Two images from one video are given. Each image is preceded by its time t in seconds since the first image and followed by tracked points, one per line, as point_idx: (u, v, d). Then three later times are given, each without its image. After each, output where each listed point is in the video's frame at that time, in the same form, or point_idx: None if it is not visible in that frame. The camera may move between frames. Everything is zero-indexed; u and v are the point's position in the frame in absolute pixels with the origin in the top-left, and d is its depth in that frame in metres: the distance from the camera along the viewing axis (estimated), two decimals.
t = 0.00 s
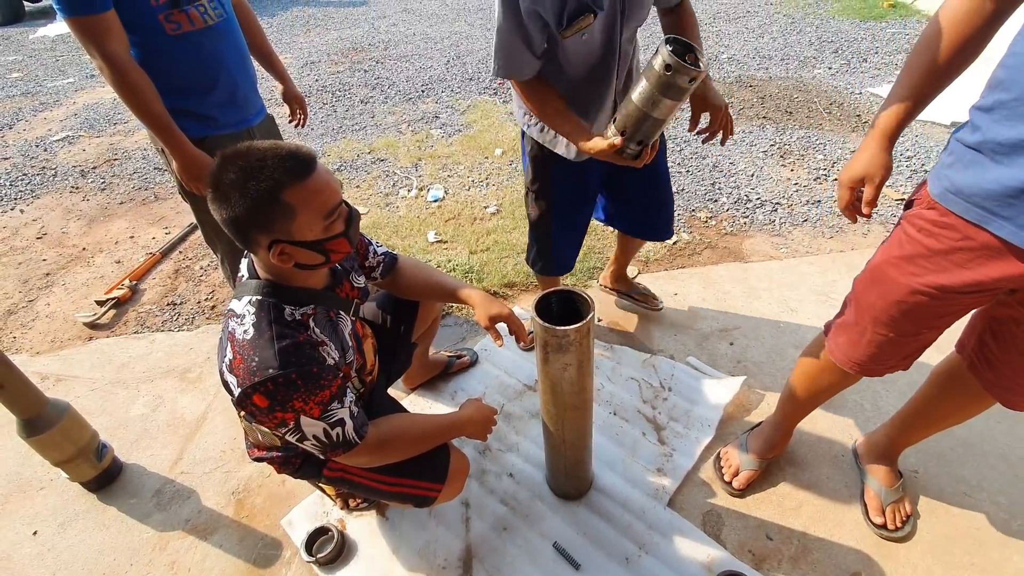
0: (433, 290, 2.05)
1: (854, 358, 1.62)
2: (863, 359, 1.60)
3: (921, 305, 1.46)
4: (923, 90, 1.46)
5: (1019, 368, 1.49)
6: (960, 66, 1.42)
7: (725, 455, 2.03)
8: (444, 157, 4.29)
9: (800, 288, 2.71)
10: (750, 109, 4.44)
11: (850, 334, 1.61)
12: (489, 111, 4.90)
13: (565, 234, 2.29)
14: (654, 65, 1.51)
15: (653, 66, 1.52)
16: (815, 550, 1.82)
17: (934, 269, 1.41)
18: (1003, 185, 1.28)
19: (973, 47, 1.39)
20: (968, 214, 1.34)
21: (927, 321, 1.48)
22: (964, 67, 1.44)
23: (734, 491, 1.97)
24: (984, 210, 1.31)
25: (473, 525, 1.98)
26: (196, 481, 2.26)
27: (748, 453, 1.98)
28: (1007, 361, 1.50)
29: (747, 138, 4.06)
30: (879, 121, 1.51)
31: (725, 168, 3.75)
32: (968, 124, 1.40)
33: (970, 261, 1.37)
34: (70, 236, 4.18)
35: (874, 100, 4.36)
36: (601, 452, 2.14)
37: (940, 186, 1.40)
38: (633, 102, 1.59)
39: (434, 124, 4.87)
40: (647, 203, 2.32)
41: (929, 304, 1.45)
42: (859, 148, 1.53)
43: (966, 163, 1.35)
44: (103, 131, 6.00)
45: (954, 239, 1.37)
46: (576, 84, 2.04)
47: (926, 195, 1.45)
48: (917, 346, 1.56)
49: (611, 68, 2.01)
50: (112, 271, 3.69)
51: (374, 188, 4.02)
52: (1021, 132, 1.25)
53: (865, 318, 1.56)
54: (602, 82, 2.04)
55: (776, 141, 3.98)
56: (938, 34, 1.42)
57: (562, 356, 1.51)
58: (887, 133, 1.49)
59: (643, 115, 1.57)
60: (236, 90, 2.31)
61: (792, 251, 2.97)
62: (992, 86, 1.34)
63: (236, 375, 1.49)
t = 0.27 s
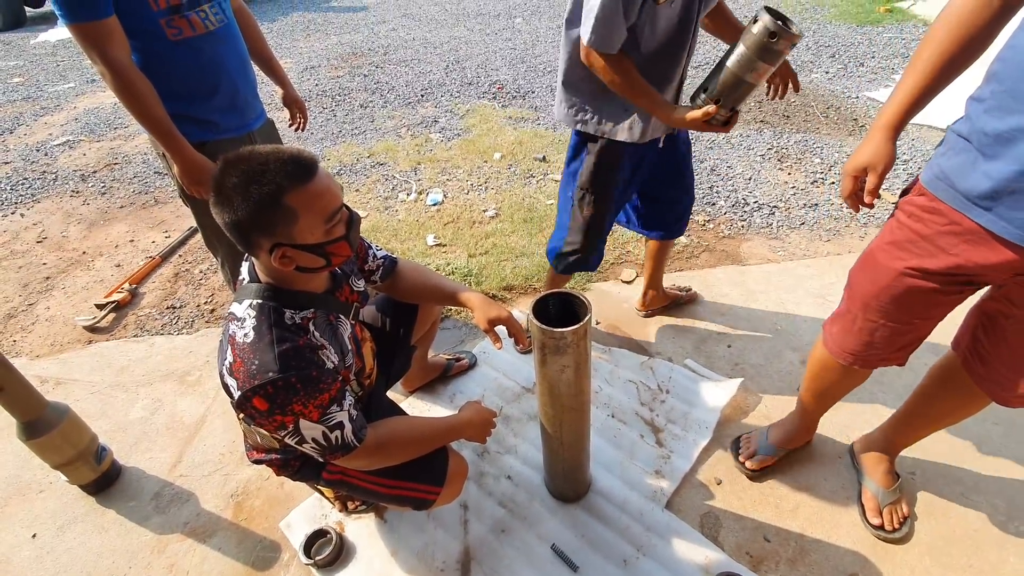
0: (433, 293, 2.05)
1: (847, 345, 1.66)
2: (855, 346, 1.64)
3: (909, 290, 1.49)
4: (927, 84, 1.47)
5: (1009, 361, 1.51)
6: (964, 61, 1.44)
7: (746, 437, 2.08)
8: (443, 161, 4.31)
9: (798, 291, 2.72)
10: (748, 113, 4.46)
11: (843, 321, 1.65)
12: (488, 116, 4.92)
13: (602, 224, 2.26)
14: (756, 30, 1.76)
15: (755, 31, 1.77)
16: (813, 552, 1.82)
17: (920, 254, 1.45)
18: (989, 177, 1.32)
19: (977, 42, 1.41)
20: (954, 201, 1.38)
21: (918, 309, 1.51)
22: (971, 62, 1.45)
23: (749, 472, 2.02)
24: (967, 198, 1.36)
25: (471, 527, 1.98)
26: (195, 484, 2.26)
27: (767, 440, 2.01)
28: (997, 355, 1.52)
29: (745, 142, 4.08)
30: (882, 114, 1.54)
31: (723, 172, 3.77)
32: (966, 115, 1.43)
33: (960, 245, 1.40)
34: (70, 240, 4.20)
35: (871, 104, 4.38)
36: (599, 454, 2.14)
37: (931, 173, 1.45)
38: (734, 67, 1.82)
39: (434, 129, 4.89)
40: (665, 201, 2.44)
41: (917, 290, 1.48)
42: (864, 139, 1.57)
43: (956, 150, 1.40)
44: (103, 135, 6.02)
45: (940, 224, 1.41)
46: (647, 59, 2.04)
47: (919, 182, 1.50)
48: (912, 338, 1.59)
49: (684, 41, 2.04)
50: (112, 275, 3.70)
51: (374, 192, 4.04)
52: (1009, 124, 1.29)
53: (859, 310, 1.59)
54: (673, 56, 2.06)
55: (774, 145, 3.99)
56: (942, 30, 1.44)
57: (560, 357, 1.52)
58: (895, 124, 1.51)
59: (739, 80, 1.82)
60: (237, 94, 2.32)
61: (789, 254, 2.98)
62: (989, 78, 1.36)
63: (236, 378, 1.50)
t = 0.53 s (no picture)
0: (427, 299, 2.05)
1: (858, 349, 1.74)
2: (865, 348, 1.72)
3: (902, 295, 1.55)
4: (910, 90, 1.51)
5: (996, 359, 1.51)
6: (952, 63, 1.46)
7: (819, 408, 2.16)
8: (439, 166, 4.32)
9: (791, 295, 2.73)
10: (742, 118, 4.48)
11: (854, 325, 1.73)
12: (484, 121, 4.94)
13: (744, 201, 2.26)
14: None
15: None
16: (806, 555, 1.82)
17: (908, 259, 1.51)
18: (965, 174, 1.36)
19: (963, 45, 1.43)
20: (933, 204, 1.43)
21: (915, 312, 1.57)
22: (962, 59, 1.46)
23: (826, 440, 2.10)
24: (944, 198, 1.40)
25: (465, 532, 1.98)
26: (189, 489, 2.26)
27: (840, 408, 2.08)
28: (983, 354, 1.53)
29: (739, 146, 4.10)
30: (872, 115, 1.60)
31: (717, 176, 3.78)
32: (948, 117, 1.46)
33: (942, 249, 1.44)
34: (66, 247, 4.20)
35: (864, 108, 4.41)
36: (593, 458, 2.14)
37: (916, 176, 1.49)
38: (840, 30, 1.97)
39: (430, 134, 4.90)
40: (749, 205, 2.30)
41: (910, 294, 1.54)
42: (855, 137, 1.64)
43: (938, 152, 1.43)
44: (101, 142, 6.03)
45: (924, 228, 1.47)
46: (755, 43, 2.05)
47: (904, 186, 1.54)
48: (915, 341, 1.65)
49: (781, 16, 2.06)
50: (108, 281, 3.70)
51: (370, 197, 4.05)
52: (986, 122, 1.32)
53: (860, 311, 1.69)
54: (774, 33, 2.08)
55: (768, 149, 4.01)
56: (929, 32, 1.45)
57: (551, 362, 1.52)
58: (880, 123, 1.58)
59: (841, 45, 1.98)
60: (234, 101, 2.34)
61: (783, 258, 2.99)
62: (970, 79, 1.38)
63: (229, 386, 1.50)
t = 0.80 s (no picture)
0: (421, 303, 2.07)
1: (856, 329, 1.81)
2: (862, 328, 1.79)
3: (893, 276, 1.61)
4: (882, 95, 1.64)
5: (977, 348, 1.53)
6: (917, 70, 1.59)
7: (821, 407, 2.20)
8: (435, 171, 4.35)
9: (784, 296, 2.76)
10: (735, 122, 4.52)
11: (852, 306, 1.80)
12: (479, 126, 4.97)
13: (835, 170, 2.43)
14: None
15: None
16: (799, 554, 1.84)
17: (896, 241, 1.58)
18: (948, 162, 1.44)
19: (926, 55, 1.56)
20: (921, 189, 1.51)
21: (907, 292, 1.63)
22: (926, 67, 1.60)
23: (835, 438, 2.14)
24: (931, 184, 1.48)
25: (461, 534, 1.99)
26: (186, 494, 2.27)
27: (842, 403, 2.14)
28: (965, 342, 1.56)
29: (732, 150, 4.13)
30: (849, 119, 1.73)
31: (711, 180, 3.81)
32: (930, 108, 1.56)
33: (925, 233, 1.52)
34: (63, 254, 4.21)
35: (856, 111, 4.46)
36: (588, 460, 2.16)
37: (902, 164, 1.59)
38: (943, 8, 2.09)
39: (426, 140, 4.93)
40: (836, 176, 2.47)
41: (899, 275, 1.60)
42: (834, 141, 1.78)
43: (920, 142, 1.54)
44: (97, 149, 6.05)
45: (911, 212, 1.54)
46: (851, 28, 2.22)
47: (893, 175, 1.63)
48: (907, 321, 1.71)
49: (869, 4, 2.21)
50: (104, 287, 3.71)
51: (365, 203, 4.06)
52: (963, 112, 1.40)
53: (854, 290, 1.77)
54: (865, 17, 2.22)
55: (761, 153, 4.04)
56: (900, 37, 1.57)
57: (544, 364, 1.54)
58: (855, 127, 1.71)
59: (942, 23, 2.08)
60: (230, 107, 2.35)
61: (775, 261, 3.02)
62: (947, 75, 1.48)
63: (225, 390, 1.51)
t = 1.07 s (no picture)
0: (420, 299, 2.12)
1: (858, 300, 1.89)
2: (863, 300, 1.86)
3: (891, 251, 1.70)
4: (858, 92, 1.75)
5: (960, 316, 1.58)
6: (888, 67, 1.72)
7: (815, 400, 2.24)
8: (432, 174, 4.39)
9: (777, 293, 2.80)
10: (728, 124, 4.58)
11: (855, 278, 1.87)
12: (475, 130, 5.02)
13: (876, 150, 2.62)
14: None
15: None
16: (793, 542, 1.88)
17: (893, 218, 1.66)
18: (931, 149, 1.54)
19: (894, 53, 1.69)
20: (911, 170, 1.60)
21: (905, 265, 1.71)
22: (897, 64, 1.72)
23: (828, 429, 2.18)
24: (920, 168, 1.58)
25: (461, 527, 2.02)
26: (188, 492, 2.29)
27: (836, 395, 2.18)
28: (945, 308, 1.61)
29: (725, 151, 4.19)
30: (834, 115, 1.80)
31: (705, 181, 3.86)
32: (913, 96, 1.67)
33: (920, 209, 1.60)
34: (62, 258, 4.23)
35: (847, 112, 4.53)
36: (586, 454, 2.19)
37: (892, 149, 1.68)
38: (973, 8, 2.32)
39: (422, 144, 4.98)
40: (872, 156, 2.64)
41: (896, 250, 1.68)
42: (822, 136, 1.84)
43: (907, 129, 1.64)
44: (95, 155, 6.07)
45: (904, 191, 1.63)
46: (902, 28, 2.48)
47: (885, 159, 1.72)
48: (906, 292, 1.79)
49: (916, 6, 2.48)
50: (104, 291, 3.73)
51: (364, 205, 4.10)
52: (943, 105, 1.52)
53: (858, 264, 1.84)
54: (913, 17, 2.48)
55: (754, 153, 4.10)
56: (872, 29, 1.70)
57: (541, 354, 1.57)
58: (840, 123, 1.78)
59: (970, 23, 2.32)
60: (232, 109, 2.39)
61: (768, 258, 3.06)
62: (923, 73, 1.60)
63: (229, 380, 1.54)
